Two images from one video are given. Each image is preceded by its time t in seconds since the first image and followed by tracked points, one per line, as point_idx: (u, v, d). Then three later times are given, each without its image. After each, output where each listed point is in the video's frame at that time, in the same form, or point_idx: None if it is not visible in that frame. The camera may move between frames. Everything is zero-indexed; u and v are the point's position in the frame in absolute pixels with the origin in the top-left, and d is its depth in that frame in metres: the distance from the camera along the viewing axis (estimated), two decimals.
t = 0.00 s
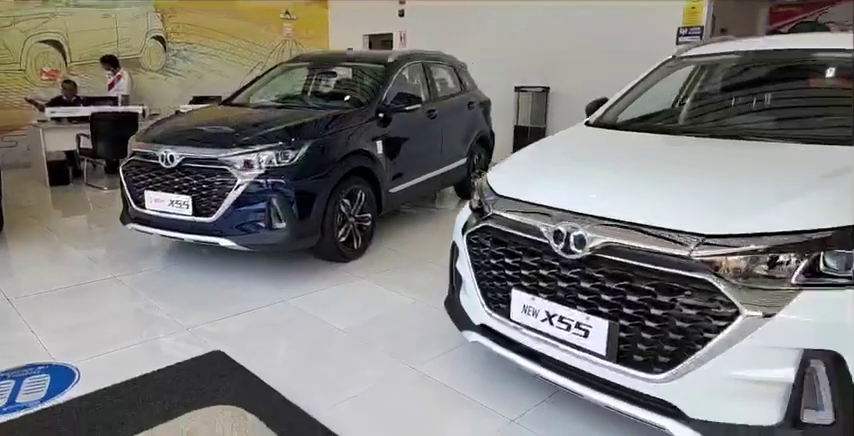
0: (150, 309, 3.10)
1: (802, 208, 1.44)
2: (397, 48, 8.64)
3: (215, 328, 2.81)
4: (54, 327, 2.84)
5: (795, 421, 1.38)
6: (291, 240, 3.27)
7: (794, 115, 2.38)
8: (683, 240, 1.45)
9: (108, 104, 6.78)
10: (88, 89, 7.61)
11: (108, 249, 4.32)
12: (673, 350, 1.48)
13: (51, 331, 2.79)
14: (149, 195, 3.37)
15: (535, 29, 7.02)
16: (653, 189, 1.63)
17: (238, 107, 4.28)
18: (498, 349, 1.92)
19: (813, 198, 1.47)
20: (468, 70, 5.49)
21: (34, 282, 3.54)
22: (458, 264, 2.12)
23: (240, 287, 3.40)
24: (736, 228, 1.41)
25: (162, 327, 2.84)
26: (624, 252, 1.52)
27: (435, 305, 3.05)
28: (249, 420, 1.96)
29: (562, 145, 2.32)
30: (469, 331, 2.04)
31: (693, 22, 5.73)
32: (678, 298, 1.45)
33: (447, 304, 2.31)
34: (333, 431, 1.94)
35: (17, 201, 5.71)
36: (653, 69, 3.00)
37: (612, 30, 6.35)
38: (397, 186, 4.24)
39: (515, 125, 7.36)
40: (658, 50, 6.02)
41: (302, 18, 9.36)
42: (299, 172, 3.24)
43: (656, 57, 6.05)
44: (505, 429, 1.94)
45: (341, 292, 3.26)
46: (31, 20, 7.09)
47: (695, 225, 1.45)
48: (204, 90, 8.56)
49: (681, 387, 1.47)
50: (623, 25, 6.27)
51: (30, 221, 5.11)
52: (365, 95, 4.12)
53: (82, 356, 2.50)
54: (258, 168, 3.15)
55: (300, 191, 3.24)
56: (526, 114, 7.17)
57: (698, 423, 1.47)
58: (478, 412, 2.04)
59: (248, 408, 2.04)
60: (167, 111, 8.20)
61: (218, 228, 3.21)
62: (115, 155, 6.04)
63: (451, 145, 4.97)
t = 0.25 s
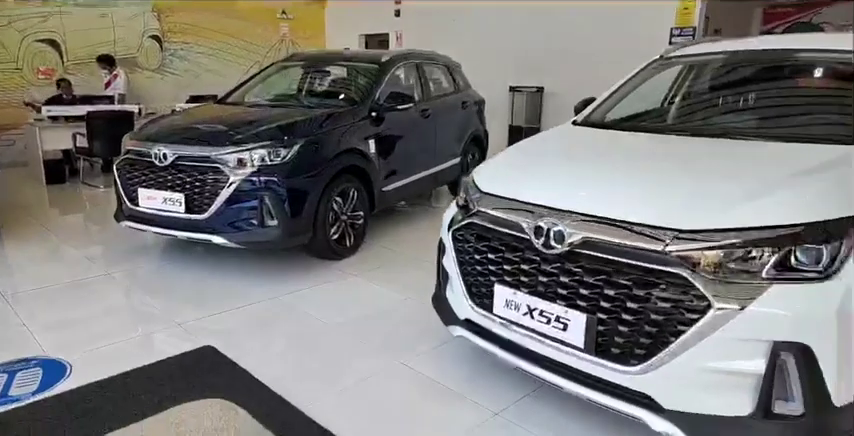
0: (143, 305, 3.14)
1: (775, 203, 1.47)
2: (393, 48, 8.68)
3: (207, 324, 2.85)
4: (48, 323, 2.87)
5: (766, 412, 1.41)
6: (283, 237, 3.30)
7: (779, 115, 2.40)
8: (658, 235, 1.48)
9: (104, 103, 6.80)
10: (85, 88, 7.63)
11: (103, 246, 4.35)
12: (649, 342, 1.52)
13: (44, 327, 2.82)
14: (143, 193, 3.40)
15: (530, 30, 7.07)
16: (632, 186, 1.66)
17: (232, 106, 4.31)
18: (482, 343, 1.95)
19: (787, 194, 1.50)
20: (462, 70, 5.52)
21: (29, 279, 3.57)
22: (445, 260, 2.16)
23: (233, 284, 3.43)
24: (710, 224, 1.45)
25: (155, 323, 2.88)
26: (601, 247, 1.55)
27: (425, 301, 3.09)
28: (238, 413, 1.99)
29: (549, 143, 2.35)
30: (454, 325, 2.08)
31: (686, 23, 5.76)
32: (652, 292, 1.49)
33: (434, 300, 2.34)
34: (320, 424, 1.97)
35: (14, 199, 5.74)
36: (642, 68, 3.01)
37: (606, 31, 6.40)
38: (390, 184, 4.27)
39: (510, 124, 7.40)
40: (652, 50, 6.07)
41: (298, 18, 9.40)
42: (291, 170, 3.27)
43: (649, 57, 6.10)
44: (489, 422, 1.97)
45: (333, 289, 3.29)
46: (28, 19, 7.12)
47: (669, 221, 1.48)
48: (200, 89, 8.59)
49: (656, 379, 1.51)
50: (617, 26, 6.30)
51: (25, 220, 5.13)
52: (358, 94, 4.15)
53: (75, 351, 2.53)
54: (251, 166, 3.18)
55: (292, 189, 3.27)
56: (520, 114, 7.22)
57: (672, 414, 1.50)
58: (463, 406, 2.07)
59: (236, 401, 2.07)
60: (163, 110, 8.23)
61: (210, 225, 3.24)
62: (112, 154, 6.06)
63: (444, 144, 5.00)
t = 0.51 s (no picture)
0: (140, 300, 3.19)
1: (748, 198, 1.52)
2: (390, 48, 8.74)
3: (202, 319, 2.90)
4: (46, 317, 2.92)
5: (738, 399, 1.47)
6: (278, 234, 3.35)
7: (763, 113, 2.44)
8: (634, 228, 1.53)
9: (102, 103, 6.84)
10: (83, 88, 7.67)
11: (102, 244, 4.40)
12: (626, 332, 1.57)
13: (42, 321, 2.87)
14: (140, 191, 3.45)
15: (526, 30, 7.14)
16: (610, 182, 1.71)
17: (228, 105, 4.37)
18: (469, 335, 2.01)
19: (760, 189, 1.55)
20: (457, 70, 5.56)
21: (29, 275, 3.63)
22: (433, 256, 2.21)
23: (228, 281, 3.48)
24: (683, 218, 1.50)
25: (152, 318, 2.93)
26: (580, 240, 1.61)
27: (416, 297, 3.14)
28: (232, 404, 2.04)
29: (536, 141, 2.40)
30: (443, 318, 2.14)
31: (678, 23, 5.73)
32: (629, 283, 1.54)
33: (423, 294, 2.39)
34: (311, 414, 2.02)
35: (13, 198, 5.78)
36: (632, 68, 3.08)
37: (600, 31, 6.46)
38: (385, 182, 4.32)
39: (506, 124, 7.45)
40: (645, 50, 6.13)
41: (296, 18, 9.45)
42: (285, 168, 3.32)
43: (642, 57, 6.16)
44: (475, 412, 2.03)
45: (327, 286, 3.34)
46: (27, 19, 7.17)
47: (645, 214, 1.54)
48: (198, 89, 8.63)
49: (632, 367, 1.56)
50: (611, 26, 6.36)
51: (25, 218, 5.18)
52: (352, 93, 4.19)
53: (72, 344, 2.59)
54: (245, 164, 3.23)
55: (286, 187, 3.32)
56: (515, 115, 7.27)
57: (649, 402, 1.55)
58: (450, 397, 2.13)
59: (229, 393, 2.12)
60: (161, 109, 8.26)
61: (206, 223, 3.29)
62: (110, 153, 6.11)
63: (438, 143, 5.05)
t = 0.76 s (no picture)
0: (139, 296, 3.24)
1: (727, 194, 1.58)
2: (388, 49, 8.80)
3: (200, 315, 2.95)
4: (46, 313, 2.97)
5: (716, 387, 1.52)
6: (275, 232, 3.41)
7: (751, 113, 2.48)
8: (616, 223, 1.59)
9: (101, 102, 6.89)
10: (83, 87, 7.72)
11: (101, 242, 4.45)
12: (609, 324, 1.63)
13: (43, 316, 2.92)
14: (139, 189, 3.50)
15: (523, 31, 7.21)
16: (595, 179, 1.76)
17: (227, 105, 4.41)
18: (460, 328, 2.06)
19: (739, 185, 1.61)
20: (454, 70, 5.60)
21: (29, 272, 3.68)
22: (426, 252, 2.27)
23: (225, 278, 3.54)
24: (663, 214, 1.55)
25: (150, 313, 2.99)
26: (565, 235, 1.67)
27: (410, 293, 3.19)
28: (229, 395, 2.09)
29: (527, 139, 2.45)
30: (435, 312, 2.19)
31: (672, 24, 5.84)
32: (612, 276, 1.60)
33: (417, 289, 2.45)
34: (306, 405, 2.08)
35: (13, 196, 5.83)
36: (624, 68, 3.13)
37: (596, 32, 6.53)
38: (381, 181, 4.37)
39: (502, 124, 7.51)
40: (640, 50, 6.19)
41: (295, 18, 9.50)
42: (282, 167, 3.37)
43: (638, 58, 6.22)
44: (465, 403, 2.08)
45: (322, 282, 3.40)
46: (27, 19, 7.22)
47: (628, 210, 1.59)
48: (197, 88, 8.68)
49: (615, 358, 1.62)
50: (607, 27, 6.42)
51: (25, 216, 5.23)
52: (349, 93, 4.24)
53: (72, 338, 2.64)
54: (242, 163, 3.28)
55: (283, 185, 3.38)
56: (512, 114, 7.35)
57: (630, 391, 1.61)
58: (442, 389, 2.18)
59: (226, 384, 2.17)
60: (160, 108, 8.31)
61: (204, 220, 3.34)
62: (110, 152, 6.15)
63: (435, 143, 5.10)
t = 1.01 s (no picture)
0: (139, 292, 3.31)
1: (704, 191, 1.65)
2: (387, 49, 8.87)
3: (199, 310, 3.02)
4: (49, 307, 3.04)
5: (693, 375, 1.59)
6: (273, 229, 3.48)
7: (737, 112, 2.53)
8: (599, 219, 1.66)
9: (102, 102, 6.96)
10: (83, 87, 7.79)
11: (102, 240, 4.51)
12: (592, 315, 1.69)
13: (45, 311, 2.99)
14: (139, 187, 3.57)
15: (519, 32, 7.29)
16: (580, 176, 1.83)
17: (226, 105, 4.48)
18: (451, 321, 2.13)
19: (716, 184, 1.68)
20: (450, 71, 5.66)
21: (31, 268, 3.75)
22: (419, 247, 2.33)
23: (223, 274, 3.60)
24: (643, 210, 1.62)
25: (150, 309, 3.05)
26: (551, 230, 1.74)
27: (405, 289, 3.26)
28: (227, 386, 2.16)
29: (518, 138, 2.51)
30: (427, 306, 2.26)
31: (666, 25, 5.92)
32: (594, 269, 1.67)
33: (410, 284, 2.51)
34: (302, 395, 2.15)
35: (14, 195, 5.90)
36: (615, 69, 3.19)
37: (591, 33, 6.61)
38: (378, 180, 4.43)
39: (499, 124, 7.58)
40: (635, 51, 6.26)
41: (294, 18, 9.56)
42: (280, 166, 3.44)
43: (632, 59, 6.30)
44: (456, 394, 2.15)
45: (319, 279, 3.47)
46: (28, 19, 7.28)
47: (609, 206, 1.66)
48: (196, 88, 8.74)
49: (598, 347, 1.69)
50: (602, 29, 6.49)
51: (27, 215, 5.29)
52: (346, 93, 4.30)
53: (74, 332, 2.71)
54: (241, 161, 3.35)
55: (280, 183, 3.45)
56: (509, 114, 7.42)
57: (611, 379, 1.68)
58: (433, 380, 2.26)
59: (224, 375, 2.24)
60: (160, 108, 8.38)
61: (203, 218, 3.41)
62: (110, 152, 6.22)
63: (431, 142, 5.15)
